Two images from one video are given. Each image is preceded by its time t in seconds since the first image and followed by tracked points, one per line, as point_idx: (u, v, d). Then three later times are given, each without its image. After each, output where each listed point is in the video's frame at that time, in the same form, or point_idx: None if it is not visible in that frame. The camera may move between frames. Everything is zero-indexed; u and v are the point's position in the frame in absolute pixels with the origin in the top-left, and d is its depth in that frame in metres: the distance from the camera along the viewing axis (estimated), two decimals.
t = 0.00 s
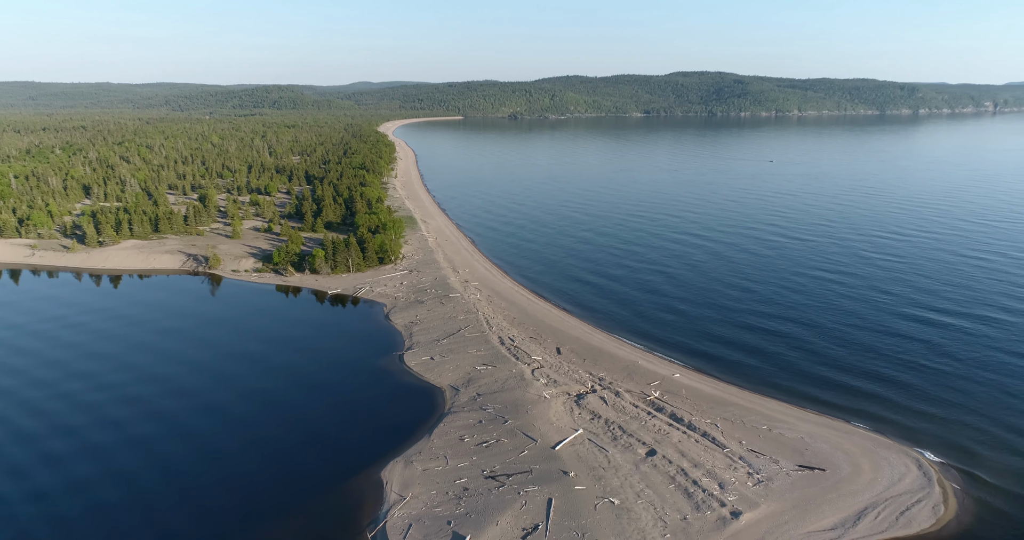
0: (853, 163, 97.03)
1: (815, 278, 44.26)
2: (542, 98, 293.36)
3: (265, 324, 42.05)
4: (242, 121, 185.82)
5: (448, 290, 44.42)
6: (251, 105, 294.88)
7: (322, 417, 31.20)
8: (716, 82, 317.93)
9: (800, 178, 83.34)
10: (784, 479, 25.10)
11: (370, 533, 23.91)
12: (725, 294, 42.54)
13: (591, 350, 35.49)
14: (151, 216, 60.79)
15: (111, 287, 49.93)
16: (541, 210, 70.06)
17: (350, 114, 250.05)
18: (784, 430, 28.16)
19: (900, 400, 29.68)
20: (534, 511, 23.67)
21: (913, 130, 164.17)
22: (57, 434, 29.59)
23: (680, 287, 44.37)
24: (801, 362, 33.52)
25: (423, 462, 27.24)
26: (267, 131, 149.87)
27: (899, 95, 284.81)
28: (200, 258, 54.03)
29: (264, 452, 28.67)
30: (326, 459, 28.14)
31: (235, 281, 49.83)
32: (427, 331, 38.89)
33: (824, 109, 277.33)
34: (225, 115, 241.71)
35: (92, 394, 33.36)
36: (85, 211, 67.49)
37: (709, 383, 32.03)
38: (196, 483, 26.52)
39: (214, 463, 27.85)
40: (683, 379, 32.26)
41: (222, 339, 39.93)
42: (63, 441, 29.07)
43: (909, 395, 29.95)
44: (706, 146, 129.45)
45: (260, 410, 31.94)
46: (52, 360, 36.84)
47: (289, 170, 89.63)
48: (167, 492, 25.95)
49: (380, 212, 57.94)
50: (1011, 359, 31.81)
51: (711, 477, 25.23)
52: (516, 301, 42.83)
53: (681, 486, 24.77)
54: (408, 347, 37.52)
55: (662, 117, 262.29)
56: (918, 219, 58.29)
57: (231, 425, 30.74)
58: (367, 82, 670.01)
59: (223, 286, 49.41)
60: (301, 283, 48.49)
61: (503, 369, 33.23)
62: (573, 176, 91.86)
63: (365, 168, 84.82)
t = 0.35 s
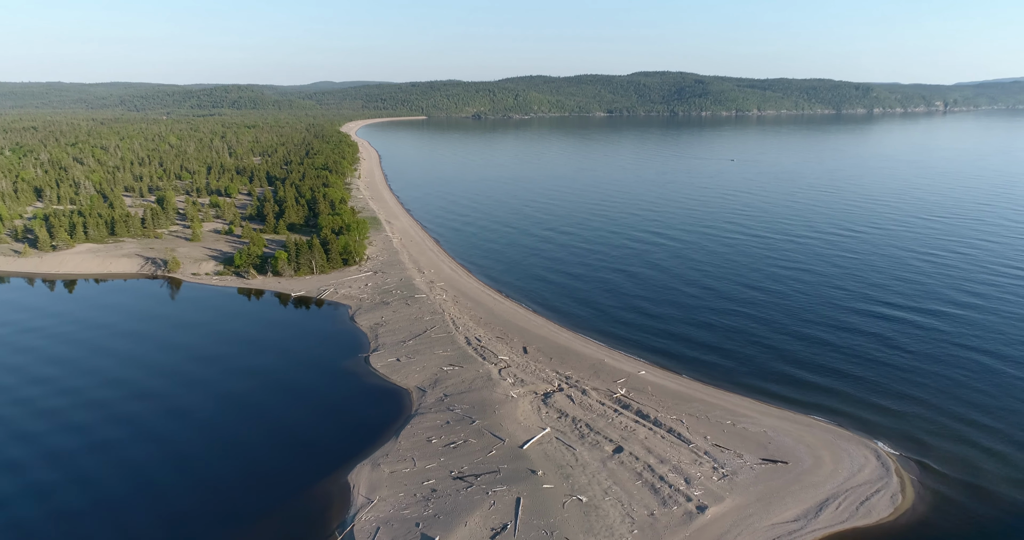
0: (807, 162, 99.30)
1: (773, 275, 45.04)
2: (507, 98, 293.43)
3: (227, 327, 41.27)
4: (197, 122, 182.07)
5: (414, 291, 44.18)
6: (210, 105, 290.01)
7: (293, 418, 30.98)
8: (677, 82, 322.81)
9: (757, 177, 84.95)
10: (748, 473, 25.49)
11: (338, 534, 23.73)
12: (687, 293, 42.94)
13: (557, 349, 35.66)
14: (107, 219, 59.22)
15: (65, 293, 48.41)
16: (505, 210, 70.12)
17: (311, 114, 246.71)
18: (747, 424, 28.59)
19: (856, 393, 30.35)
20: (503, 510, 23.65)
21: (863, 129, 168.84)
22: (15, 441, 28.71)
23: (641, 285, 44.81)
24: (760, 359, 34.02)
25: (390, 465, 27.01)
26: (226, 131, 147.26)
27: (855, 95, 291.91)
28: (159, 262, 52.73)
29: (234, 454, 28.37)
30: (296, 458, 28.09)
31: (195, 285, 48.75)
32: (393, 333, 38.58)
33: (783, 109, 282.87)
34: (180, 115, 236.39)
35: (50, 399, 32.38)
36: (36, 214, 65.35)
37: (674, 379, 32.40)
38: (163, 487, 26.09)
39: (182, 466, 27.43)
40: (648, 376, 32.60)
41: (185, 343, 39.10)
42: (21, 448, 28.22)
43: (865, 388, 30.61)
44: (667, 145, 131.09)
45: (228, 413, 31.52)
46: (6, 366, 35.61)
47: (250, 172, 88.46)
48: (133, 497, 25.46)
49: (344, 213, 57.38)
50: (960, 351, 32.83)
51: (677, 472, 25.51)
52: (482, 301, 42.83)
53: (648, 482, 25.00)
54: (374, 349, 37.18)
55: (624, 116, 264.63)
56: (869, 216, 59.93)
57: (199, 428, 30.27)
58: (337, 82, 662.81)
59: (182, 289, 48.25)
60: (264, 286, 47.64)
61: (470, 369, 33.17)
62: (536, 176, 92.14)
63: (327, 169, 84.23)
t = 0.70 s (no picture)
0: (762, 160, 101.48)
1: (732, 272, 45.68)
2: (472, 98, 293.60)
3: (190, 331, 40.44)
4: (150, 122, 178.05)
5: (379, 292, 43.88)
6: (167, 105, 284.46)
7: (262, 420, 30.71)
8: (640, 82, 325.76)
9: (714, 176, 86.42)
10: (713, 468, 25.80)
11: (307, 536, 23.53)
12: (647, 291, 43.35)
13: (524, 349, 35.75)
14: (59, 223, 57.51)
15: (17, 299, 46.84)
16: (468, 210, 70.15)
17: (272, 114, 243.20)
18: (711, 420, 28.94)
19: (813, 388, 30.87)
20: (471, 511, 23.58)
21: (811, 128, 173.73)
22: None
23: (603, 284, 45.14)
24: (719, 356, 34.41)
25: (356, 468, 26.73)
26: (183, 132, 144.17)
27: (811, 95, 299.00)
28: (115, 266, 51.40)
29: (201, 457, 28.02)
30: (267, 460, 27.87)
31: (154, 289, 47.60)
32: (358, 335, 38.21)
33: (742, 109, 288.79)
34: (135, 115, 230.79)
35: (7, 406, 31.39)
36: None
37: (640, 377, 32.69)
38: (128, 493, 25.61)
39: (147, 471, 26.98)
40: (614, 374, 32.86)
41: (147, 347, 38.24)
42: None
43: (821, 383, 31.16)
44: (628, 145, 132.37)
45: (196, 415, 31.07)
46: None
47: (209, 173, 86.98)
48: (96, 504, 24.95)
49: (306, 215, 56.83)
50: (912, 344, 33.73)
51: (643, 469, 25.72)
52: (447, 302, 42.74)
53: (615, 479, 25.17)
54: (339, 351, 36.76)
55: (586, 117, 266.97)
56: (823, 213, 61.36)
57: (166, 431, 29.80)
58: (307, 81, 655.06)
59: (140, 294, 47.06)
60: (225, 289, 46.72)
61: (436, 370, 33.04)
62: (499, 175, 92.46)
63: (289, 170, 83.36)
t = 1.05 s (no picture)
0: (721, 159, 103.34)
1: (693, 270, 46.19)
2: (438, 98, 293.37)
3: (151, 335, 39.56)
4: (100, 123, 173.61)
5: (342, 294, 43.51)
6: (120, 105, 278.51)
7: (231, 423, 30.39)
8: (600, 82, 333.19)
9: (674, 175, 87.57)
10: (678, 463, 26.05)
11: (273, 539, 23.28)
12: (608, 290, 43.77)
13: (490, 349, 35.79)
14: (9, 227, 55.68)
15: None
16: (431, 210, 70.04)
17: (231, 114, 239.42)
18: (676, 416, 29.24)
19: (771, 384, 31.33)
20: (439, 513, 23.45)
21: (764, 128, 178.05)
22: None
23: (566, 284, 45.39)
24: (679, 354, 34.73)
25: (322, 472, 26.42)
26: (138, 133, 140.85)
27: (769, 94, 306.60)
28: (69, 271, 49.96)
29: (168, 461, 27.64)
30: (235, 462, 27.67)
31: (110, 294, 46.36)
32: (322, 337, 37.77)
33: (703, 109, 294.00)
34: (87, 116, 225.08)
35: None
36: None
37: (605, 375, 32.92)
38: (91, 500, 25.11)
39: (111, 476, 26.51)
40: (580, 372, 33.05)
41: (105, 353, 37.24)
42: None
43: (779, 379, 31.66)
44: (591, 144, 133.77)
45: (162, 419, 30.59)
46: None
47: (167, 175, 85.33)
48: (58, 512, 24.39)
49: (268, 216, 56.22)
50: (866, 338, 34.57)
51: (610, 466, 25.89)
52: (413, 303, 42.61)
53: (582, 477, 25.30)
54: (303, 354, 36.26)
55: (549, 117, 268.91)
56: (778, 211, 62.83)
57: (131, 436, 29.27)
58: (274, 81, 646.14)
59: (96, 299, 45.84)
60: (184, 293, 45.84)
61: (402, 372, 32.86)
62: (463, 176, 92.41)
63: (250, 171, 82.26)
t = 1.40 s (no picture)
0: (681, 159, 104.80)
1: (655, 269, 46.57)
2: (404, 97, 292.02)
3: (110, 341, 38.63)
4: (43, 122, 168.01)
5: (305, 296, 43.05)
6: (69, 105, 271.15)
7: (197, 426, 30.04)
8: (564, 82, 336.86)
9: (634, 174, 88.42)
10: (644, 459, 26.28)
11: None
12: (569, 289, 44.06)
13: (455, 349, 35.78)
14: None
15: None
16: (395, 211, 69.66)
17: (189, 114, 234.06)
18: (641, 412, 29.50)
19: (731, 380, 31.78)
20: (405, 515, 23.29)
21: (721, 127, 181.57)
22: None
23: (528, 283, 45.58)
24: (640, 353, 34.93)
25: (286, 477, 26.03)
26: (88, 134, 136.80)
27: (729, 95, 312.25)
28: (18, 276, 48.28)
29: (132, 464, 27.26)
30: (204, 464, 27.47)
31: (62, 299, 44.96)
32: (284, 340, 37.25)
33: (664, 109, 298.51)
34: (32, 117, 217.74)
35: None
36: None
37: (570, 373, 33.09)
38: (53, 507, 24.59)
39: (73, 481, 26.01)
40: (545, 371, 33.19)
41: (60, 360, 36.13)
42: None
43: (739, 375, 32.10)
44: (553, 144, 134.74)
45: (125, 424, 30.05)
46: None
47: (121, 177, 83.18)
48: (16, 520, 23.81)
49: (227, 219, 55.41)
50: (822, 333, 35.31)
51: (576, 464, 26.00)
52: (377, 305, 42.40)
53: (548, 475, 25.37)
54: (265, 358, 35.66)
55: (513, 117, 269.94)
56: (734, 209, 64.09)
57: (93, 441, 28.70)
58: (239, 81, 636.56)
59: (48, 304, 44.44)
60: (141, 297, 44.79)
61: (367, 374, 32.61)
62: (426, 176, 91.98)
63: (208, 173, 80.81)
